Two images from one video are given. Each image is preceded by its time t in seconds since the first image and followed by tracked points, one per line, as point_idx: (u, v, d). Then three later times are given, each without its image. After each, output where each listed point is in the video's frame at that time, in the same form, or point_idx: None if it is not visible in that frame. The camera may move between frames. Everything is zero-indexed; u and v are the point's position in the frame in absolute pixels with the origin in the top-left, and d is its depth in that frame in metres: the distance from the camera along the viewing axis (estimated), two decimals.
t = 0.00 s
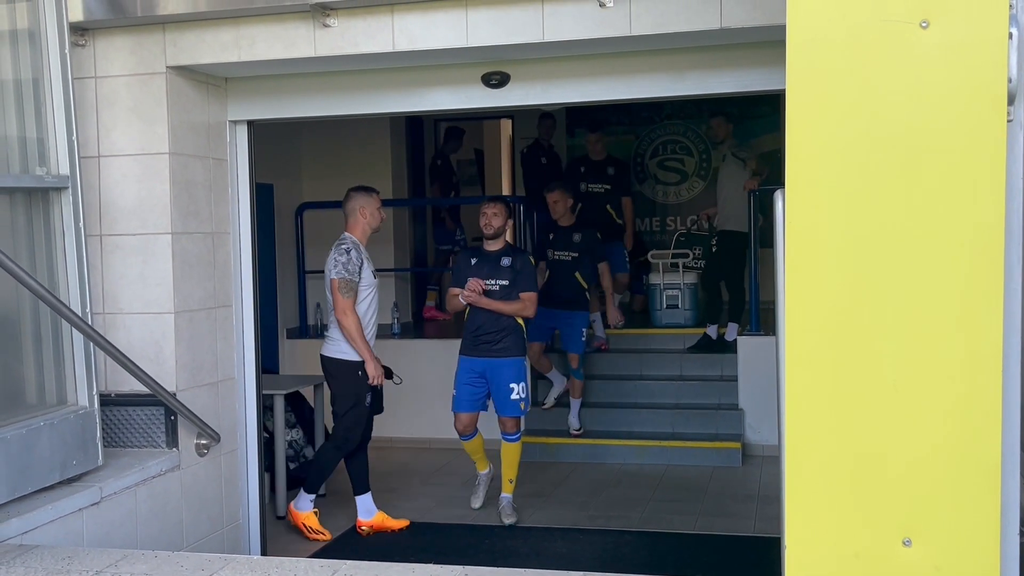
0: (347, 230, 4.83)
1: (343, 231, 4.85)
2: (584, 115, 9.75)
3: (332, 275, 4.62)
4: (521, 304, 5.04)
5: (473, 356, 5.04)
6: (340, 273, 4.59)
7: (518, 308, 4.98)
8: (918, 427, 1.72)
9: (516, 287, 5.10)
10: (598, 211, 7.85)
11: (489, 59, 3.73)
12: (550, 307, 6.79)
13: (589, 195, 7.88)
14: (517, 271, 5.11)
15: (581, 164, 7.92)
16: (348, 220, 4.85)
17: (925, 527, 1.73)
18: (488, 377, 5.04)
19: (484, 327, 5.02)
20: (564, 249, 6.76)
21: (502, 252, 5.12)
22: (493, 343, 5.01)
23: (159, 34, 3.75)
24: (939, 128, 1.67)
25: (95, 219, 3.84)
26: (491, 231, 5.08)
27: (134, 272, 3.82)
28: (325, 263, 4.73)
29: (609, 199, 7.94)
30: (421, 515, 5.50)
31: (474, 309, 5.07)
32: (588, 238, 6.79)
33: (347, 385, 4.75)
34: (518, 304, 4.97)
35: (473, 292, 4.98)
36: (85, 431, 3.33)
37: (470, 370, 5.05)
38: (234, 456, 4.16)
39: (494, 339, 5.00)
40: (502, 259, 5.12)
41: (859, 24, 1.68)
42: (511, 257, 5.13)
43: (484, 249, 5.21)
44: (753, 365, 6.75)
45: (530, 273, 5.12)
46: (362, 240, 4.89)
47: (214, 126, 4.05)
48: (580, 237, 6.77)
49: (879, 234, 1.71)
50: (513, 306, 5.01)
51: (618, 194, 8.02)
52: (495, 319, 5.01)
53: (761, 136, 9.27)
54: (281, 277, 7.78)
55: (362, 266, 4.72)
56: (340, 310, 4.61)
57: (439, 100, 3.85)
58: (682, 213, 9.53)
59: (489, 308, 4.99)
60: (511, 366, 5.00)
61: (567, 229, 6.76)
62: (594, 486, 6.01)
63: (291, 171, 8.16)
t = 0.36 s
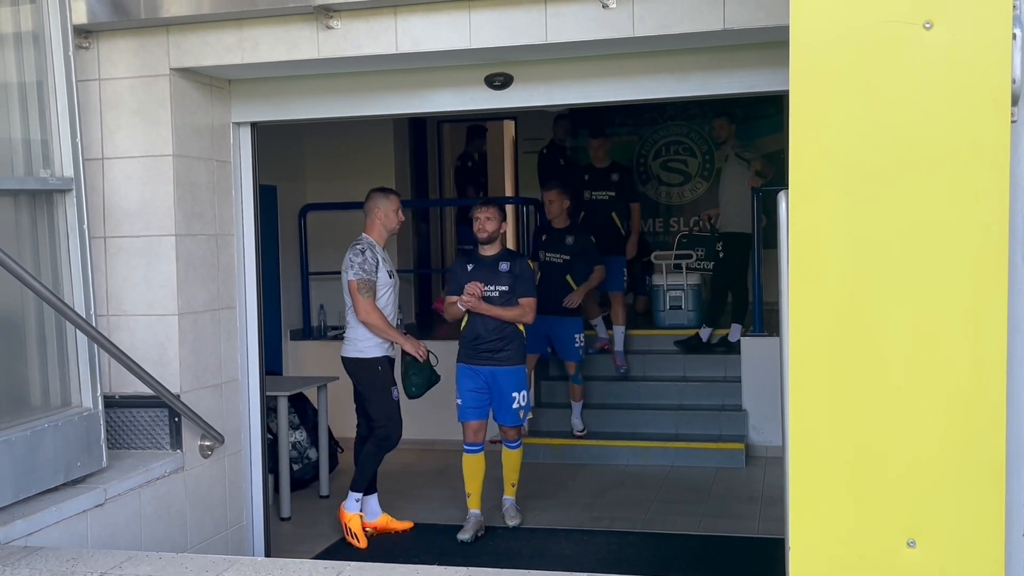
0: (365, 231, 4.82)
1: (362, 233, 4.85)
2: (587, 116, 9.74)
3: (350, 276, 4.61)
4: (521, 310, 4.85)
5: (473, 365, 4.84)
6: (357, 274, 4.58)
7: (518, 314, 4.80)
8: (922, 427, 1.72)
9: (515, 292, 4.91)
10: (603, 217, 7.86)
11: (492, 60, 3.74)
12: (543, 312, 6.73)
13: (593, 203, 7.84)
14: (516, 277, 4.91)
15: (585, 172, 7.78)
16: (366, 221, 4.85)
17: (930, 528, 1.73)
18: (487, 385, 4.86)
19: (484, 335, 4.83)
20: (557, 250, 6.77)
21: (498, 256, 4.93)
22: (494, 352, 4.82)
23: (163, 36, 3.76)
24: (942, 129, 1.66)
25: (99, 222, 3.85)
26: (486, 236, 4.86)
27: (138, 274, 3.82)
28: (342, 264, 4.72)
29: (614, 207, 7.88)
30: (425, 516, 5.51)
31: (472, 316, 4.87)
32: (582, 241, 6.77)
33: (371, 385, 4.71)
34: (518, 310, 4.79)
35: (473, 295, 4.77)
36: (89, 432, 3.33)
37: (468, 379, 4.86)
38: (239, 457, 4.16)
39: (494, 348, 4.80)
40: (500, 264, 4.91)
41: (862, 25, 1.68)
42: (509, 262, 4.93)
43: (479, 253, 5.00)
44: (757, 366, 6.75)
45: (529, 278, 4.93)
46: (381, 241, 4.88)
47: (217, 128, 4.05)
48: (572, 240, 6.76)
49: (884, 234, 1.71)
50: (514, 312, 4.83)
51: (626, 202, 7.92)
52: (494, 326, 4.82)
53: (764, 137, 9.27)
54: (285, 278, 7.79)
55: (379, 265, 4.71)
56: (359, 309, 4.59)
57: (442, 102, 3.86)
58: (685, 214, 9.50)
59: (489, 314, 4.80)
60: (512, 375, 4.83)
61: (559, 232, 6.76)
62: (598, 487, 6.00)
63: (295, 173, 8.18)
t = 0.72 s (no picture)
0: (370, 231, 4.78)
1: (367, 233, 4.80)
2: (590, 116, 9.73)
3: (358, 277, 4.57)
4: (518, 308, 4.80)
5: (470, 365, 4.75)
6: (366, 275, 4.54)
7: (518, 312, 4.74)
8: (925, 428, 1.71)
9: (508, 291, 4.86)
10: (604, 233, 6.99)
11: (494, 60, 3.73)
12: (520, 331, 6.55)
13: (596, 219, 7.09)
14: (508, 275, 4.87)
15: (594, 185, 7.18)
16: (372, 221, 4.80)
17: (934, 528, 1.72)
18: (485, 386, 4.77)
19: (482, 336, 4.73)
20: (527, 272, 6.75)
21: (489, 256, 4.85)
22: (494, 352, 4.75)
23: (165, 36, 3.76)
24: (945, 128, 1.66)
25: (101, 221, 3.85)
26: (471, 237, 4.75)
27: (141, 274, 3.82)
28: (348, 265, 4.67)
29: (619, 224, 7.04)
30: (427, 516, 5.51)
31: (466, 318, 4.77)
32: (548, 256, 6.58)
33: (377, 386, 4.67)
34: (518, 309, 4.74)
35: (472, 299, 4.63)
36: (92, 432, 3.33)
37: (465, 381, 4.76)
38: (241, 457, 4.16)
39: (493, 349, 4.74)
40: (492, 263, 4.84)
41: (864, 23, 1.68)
42: (499, 260, 4.87)
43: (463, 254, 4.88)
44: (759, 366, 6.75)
45: (520, 275, 4.90)
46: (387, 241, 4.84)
47: (219, 128, 4.05)
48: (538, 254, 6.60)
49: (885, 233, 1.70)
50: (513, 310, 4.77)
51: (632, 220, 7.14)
52: (492, 327, 4.75)
53: (766, 137, 9.26)
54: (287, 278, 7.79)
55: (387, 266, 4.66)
56: (367, 310, 4.55)
57: (445, 102, 3.85)
58: (687, 214, 9.50)
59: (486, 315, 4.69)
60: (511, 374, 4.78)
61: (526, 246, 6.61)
62: (601, 487, 6.00)
63: (297, 173, 8.18)
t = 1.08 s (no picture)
0: (370, 232, 4.72)
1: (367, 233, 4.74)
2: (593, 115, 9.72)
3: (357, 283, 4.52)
4: (521, 314, 4.67)
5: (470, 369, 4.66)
6: (366, 282, 4.49)
7: (518, 319, 4.62)
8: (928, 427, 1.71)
9: (513, 295, 4.73)
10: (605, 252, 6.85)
11: (497, 59, 3.73)
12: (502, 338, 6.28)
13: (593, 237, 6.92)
14: (513, 278, 4.73)
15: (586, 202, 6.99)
16: (371, 222, 4.74)
17: (936, 528, 1.72)
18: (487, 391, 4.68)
19: (482, 341, 4.64)
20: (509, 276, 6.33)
21: (494, 258, 4.73)
22: (493, 357, 4.65)
23: (167, 36, 3.76)
24: (948, 127, 1.65)
25: (104, 221, 3.85)
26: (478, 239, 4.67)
27: (143, 273, 3.82)
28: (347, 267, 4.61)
29: (617, 241, 6.90)
30: (430, 515, 5.51)
31: (468, 321, 4.71)
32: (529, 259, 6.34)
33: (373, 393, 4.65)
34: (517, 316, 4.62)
35: (470, 305, 4.57)
36: (94, 432, 3.33)
37: (465, 384, 4.68)
38: (243, 457, 4.16)
39: (494, 355, 4.64)
40: (495, 266, 4.71)
41: (870, 21, 1.67)
42: (504, 263, 4.73)
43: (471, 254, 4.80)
44: (762, 366, 6.75)
45: (527, 279, 4.74)
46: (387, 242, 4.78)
47: (221, 128, 4.05)
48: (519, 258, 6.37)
49: (889, 233, 1.70)
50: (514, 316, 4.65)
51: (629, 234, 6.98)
52: (492, 332, 4.65)
53: (769, 136, 9.24)
54: (289, 278, 7.80)
55: (387, 271, 4.61)
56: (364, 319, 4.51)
57: (447, 101, 3.85)
58: (690, 214, 9.50)
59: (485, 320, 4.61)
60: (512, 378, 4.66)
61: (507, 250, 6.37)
62: (603, 487, 6.00)
63: (300, 173, 8.18)
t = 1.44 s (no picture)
0: (367, 232, 4.66)
1: (363, 233, 4.67)
2: (595, 113, 9.70)
3: (352, 286, 4.47)
4: (532, 315, 4.58)
5: (481, 367, 4.62)
6: (360, 287, 4.44)
7: (527, 320, 4.53)
8: (930, 426, 1.70)
9: (527, 295, 4.66)
10: (597, 258, 6.78)
11: (499, 57, 3.73)
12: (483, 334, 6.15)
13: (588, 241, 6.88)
14: (527, 278, 4.65)
15: (579, 207, 6.92)
16: (370, 222, 4.68)
17: (937, 527, 1.72)
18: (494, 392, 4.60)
19: (491, 340, 4.59)
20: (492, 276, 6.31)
21: (511, 257, 4.67)
22: (502, 357, 4.58)
23: (168, 34, 3.76)
24: (949, 125, 1.65)
25: (105, 220, 3.85)
26: (497, 236, 4.60)
27: (145, 272, 3.82)
28: (343, 268, 4.55)
29: (612, 245, 6.85)
30: (432, 514, 5.51)
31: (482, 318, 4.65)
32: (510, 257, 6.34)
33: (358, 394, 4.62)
34: (525, 317, 4.53)
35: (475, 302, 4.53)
36: (95, 430, 3.33)
37: (473, 382, 4.64)
38: (244, 456, 4.16)
39: (505, 354, 4.56)
40: (510, 264, 4.65)
41: (870, 20, 1.67)
42: (520, 262, 4.66)
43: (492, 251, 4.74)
44: (763, 365, 6.75)
45: (542, 279, 4.65)
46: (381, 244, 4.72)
47: (222, 127, 4.05)
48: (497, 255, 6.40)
49: (890, 232, 1.69)
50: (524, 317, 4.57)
51: (624, 238, 6.95)
52: (504, 331, 4.57)
53: (770, 135, 9.23)
54: (291, 277, 7.80)
55: (382, 277, 4.55)
56: (356, 324, 4.45)
57: (448, 100, 3.84)
58: (692, 212, 9.50)
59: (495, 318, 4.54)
60: (520, 380, 4.56)
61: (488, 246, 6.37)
62: (604, 485, 6.00)
63: (301, 172, 8.18)
